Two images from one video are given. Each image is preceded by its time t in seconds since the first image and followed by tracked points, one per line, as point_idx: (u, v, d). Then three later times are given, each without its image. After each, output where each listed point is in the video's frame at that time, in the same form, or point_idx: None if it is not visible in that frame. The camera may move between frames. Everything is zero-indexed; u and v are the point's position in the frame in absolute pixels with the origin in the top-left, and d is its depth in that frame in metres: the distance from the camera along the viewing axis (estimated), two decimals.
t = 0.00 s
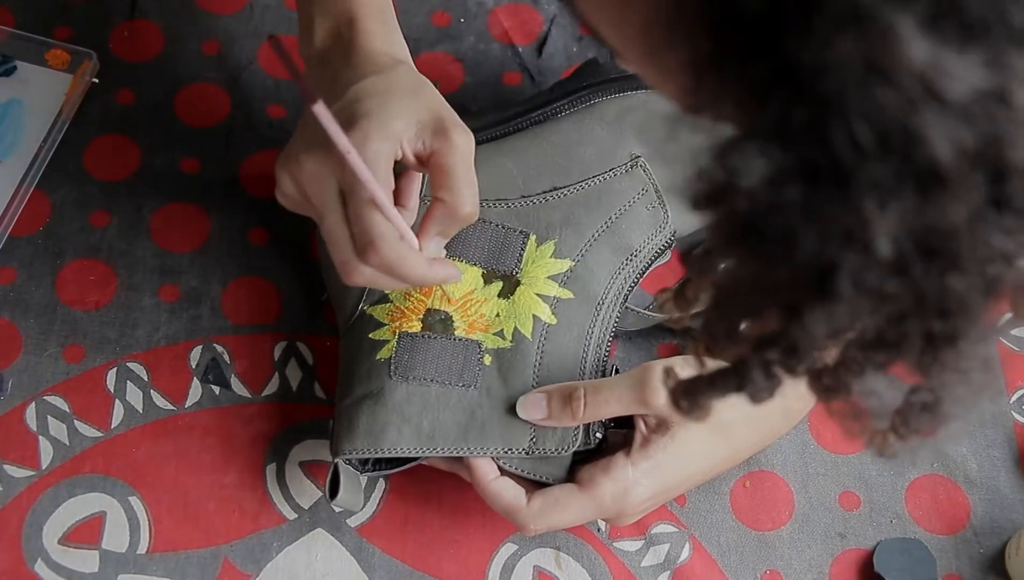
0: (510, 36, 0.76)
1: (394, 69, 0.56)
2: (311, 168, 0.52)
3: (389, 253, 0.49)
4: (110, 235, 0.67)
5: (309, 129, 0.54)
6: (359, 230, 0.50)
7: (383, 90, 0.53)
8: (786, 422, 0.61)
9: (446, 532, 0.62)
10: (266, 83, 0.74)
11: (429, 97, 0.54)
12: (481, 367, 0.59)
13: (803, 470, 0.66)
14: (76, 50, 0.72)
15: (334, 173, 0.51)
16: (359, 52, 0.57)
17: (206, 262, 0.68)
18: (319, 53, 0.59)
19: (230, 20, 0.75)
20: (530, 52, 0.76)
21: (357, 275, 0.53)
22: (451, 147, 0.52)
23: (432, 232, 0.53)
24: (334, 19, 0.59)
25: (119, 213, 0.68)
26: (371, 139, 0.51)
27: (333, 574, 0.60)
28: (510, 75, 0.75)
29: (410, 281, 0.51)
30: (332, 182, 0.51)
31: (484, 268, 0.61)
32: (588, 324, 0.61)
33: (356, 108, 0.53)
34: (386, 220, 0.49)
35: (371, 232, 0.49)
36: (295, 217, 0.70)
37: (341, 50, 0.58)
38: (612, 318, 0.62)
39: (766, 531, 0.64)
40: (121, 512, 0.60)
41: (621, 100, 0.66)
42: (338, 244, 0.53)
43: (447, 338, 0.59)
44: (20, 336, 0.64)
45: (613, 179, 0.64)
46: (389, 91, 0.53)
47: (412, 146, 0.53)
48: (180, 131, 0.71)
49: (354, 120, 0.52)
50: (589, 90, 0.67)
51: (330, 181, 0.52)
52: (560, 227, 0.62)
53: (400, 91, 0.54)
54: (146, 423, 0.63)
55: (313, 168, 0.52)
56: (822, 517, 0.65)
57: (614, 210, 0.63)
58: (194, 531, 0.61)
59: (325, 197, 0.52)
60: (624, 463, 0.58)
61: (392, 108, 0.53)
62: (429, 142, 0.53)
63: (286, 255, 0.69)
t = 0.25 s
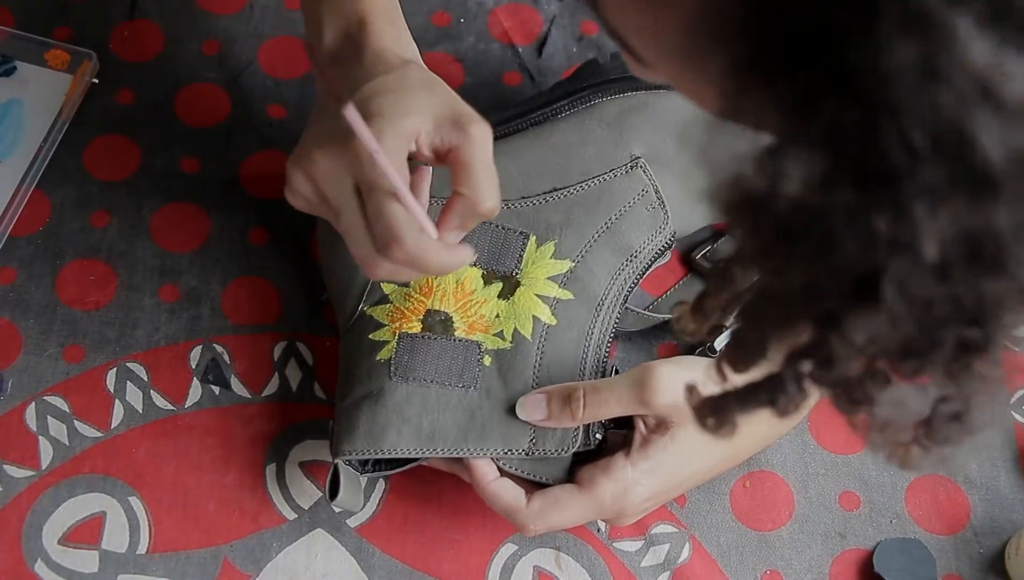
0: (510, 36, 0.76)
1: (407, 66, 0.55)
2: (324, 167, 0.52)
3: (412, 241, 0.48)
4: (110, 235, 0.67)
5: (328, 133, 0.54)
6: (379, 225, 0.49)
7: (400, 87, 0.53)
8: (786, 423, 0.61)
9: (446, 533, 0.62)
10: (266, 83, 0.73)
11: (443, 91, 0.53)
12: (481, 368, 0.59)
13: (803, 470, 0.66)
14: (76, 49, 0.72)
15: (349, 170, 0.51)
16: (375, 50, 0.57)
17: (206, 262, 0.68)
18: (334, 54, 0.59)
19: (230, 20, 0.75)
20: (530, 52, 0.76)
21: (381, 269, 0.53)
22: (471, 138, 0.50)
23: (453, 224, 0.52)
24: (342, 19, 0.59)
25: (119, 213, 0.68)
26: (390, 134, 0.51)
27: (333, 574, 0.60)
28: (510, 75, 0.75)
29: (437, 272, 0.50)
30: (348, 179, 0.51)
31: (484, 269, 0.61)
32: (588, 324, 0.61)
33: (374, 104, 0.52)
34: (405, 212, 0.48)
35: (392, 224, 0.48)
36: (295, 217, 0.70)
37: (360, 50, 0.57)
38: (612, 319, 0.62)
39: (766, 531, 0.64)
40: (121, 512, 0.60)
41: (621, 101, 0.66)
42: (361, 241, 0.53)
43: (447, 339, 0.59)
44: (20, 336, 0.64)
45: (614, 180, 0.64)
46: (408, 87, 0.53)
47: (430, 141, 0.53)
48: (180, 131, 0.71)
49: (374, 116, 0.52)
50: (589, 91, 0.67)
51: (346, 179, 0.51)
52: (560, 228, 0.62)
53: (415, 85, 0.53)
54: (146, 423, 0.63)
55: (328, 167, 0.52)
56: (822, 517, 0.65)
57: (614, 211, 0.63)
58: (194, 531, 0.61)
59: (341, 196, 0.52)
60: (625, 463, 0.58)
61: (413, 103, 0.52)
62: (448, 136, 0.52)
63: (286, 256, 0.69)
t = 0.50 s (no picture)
0: (511, 36, 0.76)
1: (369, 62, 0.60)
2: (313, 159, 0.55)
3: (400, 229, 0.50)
4: (110, 235, 0.67)
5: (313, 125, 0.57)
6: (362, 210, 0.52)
7: (362, 80, 0.58)
8: (785, 423, 0.62)
9: (446, 533, 0.62)
10: (266, 83, 0.73)
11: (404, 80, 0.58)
12: (481, 366, 0.59)
13: (803, 469, 0.66)
14: (77, 50, 0.72)
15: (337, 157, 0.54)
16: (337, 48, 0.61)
17: (206, 262, 0.68)
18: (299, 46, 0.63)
19: (230, 20, 0.75)
20: (531, 52, 0.76)
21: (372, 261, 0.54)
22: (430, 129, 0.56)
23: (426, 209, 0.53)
24: (302, 18, 0.63)
25: (119, 212, 0.68)
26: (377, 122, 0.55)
27: (333, 574, 0.60)
28: (511, 75, 0.75)
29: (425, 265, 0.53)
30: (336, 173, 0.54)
31: (484, 267, 0.61)
32: (587, 323, 0.61)
33: (348, 96, 0.57)
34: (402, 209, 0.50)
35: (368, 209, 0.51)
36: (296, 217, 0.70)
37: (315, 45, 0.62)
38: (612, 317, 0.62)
39: (767, 531, 0.64)
40: (121, 512, 0.60)
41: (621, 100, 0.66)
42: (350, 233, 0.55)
43: (447, 336, 0.59)
44: (21, 336, 0.64)
45: (613, 178, 0.64)
46: (370, 79, 0.58)
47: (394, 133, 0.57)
48: (180, 130, 0.71)
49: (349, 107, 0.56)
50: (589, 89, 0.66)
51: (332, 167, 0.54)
52: (560, 226, 0.63)
53: (380, 78, 0.58)
54: (147, 423, 0.63)
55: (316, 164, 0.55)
56: (822, 517, 0.65)
57: (613, 210, 0.63)
58: (194, 531, 0.61)
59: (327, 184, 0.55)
60: (626, 456, 0.58)
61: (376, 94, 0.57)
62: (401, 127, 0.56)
63: (286, 255, 0.69)
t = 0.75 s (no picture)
0: (510, 36, 0.76)
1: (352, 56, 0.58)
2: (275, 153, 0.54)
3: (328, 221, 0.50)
4: (110, 235, 0.67)
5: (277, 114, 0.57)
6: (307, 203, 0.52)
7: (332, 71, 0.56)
8: (784, 423, 0.61)
9: (445, 532, 0.62)
10: (266, 83, 0.73)
11: (379, 72, 0.56)
12: (480, 366, 0.59)
13: (802, 470, 0.66)
14: (77, 50, 0.72)
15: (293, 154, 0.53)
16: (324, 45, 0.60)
17: (206, 262, 0.68)
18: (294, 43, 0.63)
19: (230, 20, 0.75)
20: (530, 53, 0.76)
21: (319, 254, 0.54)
22: (398, 111, 0.53)
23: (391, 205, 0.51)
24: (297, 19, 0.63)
25: (119, 213, 0.68)
26: (328, 116, 0.53)
27: (333, 574, 0.60)
28: (510, 75, 0.75)
29: (369, 255, 0.52)
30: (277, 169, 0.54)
31: (483, 267, 0.61)
32: (587, 323, 0.61)
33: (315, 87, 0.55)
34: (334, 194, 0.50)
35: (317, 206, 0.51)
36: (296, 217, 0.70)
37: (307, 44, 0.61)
38: (612, 317, 0.62)
39: (767, 531, 0.64)
40: (121, 512, 0.60)
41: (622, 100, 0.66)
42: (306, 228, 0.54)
43: (446, 336, 0.59)
44: (20, 337, 0.64)
45: (613, 178, 0.64)
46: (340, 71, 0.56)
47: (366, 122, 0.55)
48: (180, 130, 0.71)
49: (307, 100, 0.54)
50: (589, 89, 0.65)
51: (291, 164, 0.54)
52: (560, 226, 0.63)
53: (354, 69, 0.56)
54: (146, 423, 0.63)
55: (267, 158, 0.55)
56: (822, 517, 0.65)
57: (613, 210, 0.63)
58: (194, 531, 0.61)
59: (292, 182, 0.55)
60: (625, 456, 0.58)
61: (341, 84, 0.55)
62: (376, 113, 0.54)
63: (286, 256, 0.69)
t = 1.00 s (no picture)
0: (510, 36, 0.76)
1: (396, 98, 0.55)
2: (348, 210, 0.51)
3: (429, 281, 0.48)
4: (110, 235, 0.67)
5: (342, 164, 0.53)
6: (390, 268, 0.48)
7: (392, 119, 0.53)
8: (785, 424, 0.61)
9: (445, 532, 0.62)
10: (266, 82, 0.73)
11: (432, 119, 0.54)
12: (481, 368, 0.59)
13: (803, 469, 0.66)
14: (77, 50, 0.72)
15: (370, 208, 0.50)
16: (359, 81, 0.56)
17: (206, 262, 0.68)
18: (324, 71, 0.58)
19: (231, 20, 0.75)
20: (530, 52, 0.76)
21: (403, 315, 0.51)
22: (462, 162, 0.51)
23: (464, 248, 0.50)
24: (323, 51, 0.58)
25: (119, 212, 0.68)
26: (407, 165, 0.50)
27: (333, 574, 0.60)
28: (510, 75, 0.75)
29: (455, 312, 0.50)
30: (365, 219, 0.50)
31: (484, 268, 0.61)
32: (587, 325, 0.61)
33: (376, 137, 0.53)
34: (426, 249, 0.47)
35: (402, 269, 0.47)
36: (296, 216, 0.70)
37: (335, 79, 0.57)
38: (612, 319, 0.62)
39: (767, 531, 0.64)
40: (121, 512, 0.60)
41: (622, 100, 0.67)
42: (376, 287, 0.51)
43: (447, 338, 0.59)
44: (20, 336, 0.64)
45: (614, 180, 0.64)
46: (397, 118, 0.54)
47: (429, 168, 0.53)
48: (180, 130, 0.71)
49: (381, 155, 0.51)
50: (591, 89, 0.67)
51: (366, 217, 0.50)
52: (561, 228, 0.62)
53: (410, 117, 0.54)
54: (146, 423, 0.63)
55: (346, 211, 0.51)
56: (822, 517, 0.65)
57: (613, 212, 0.63)
58: (194, 531, 0.61)
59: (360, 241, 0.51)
60: (624, 458, 0.58)
61: (408, 134, 0.52)
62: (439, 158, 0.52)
63: (286, 256, 0.69)
